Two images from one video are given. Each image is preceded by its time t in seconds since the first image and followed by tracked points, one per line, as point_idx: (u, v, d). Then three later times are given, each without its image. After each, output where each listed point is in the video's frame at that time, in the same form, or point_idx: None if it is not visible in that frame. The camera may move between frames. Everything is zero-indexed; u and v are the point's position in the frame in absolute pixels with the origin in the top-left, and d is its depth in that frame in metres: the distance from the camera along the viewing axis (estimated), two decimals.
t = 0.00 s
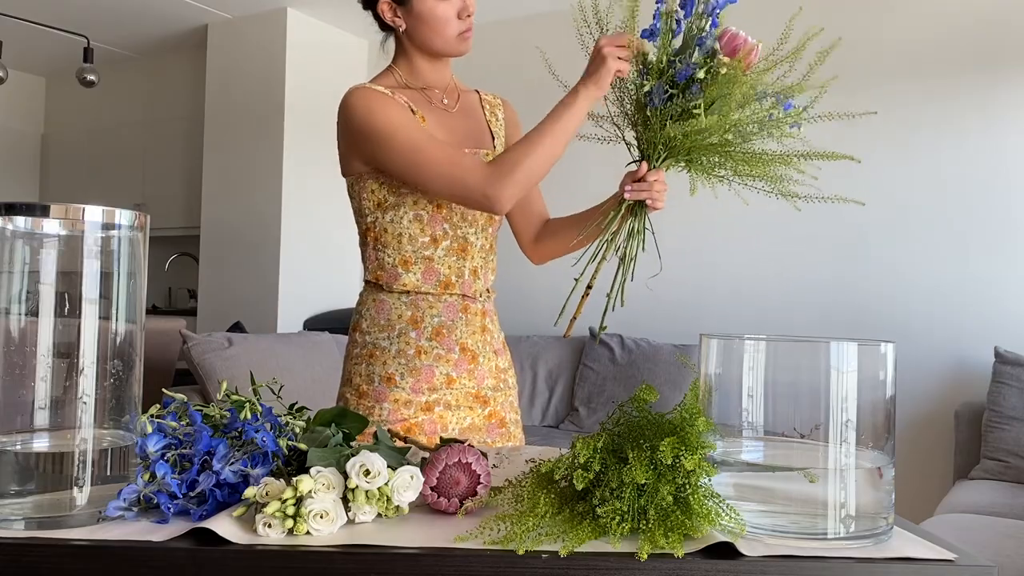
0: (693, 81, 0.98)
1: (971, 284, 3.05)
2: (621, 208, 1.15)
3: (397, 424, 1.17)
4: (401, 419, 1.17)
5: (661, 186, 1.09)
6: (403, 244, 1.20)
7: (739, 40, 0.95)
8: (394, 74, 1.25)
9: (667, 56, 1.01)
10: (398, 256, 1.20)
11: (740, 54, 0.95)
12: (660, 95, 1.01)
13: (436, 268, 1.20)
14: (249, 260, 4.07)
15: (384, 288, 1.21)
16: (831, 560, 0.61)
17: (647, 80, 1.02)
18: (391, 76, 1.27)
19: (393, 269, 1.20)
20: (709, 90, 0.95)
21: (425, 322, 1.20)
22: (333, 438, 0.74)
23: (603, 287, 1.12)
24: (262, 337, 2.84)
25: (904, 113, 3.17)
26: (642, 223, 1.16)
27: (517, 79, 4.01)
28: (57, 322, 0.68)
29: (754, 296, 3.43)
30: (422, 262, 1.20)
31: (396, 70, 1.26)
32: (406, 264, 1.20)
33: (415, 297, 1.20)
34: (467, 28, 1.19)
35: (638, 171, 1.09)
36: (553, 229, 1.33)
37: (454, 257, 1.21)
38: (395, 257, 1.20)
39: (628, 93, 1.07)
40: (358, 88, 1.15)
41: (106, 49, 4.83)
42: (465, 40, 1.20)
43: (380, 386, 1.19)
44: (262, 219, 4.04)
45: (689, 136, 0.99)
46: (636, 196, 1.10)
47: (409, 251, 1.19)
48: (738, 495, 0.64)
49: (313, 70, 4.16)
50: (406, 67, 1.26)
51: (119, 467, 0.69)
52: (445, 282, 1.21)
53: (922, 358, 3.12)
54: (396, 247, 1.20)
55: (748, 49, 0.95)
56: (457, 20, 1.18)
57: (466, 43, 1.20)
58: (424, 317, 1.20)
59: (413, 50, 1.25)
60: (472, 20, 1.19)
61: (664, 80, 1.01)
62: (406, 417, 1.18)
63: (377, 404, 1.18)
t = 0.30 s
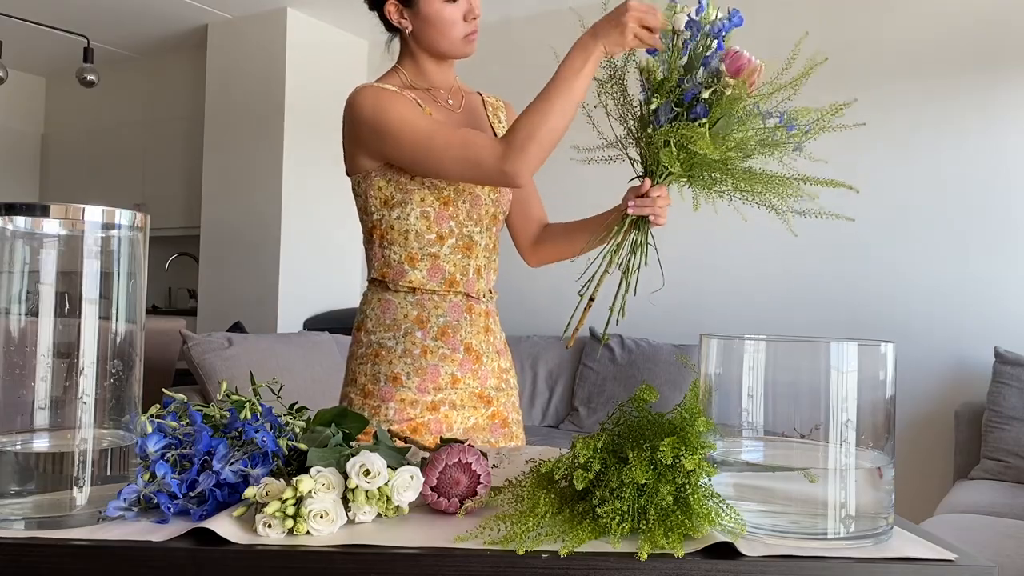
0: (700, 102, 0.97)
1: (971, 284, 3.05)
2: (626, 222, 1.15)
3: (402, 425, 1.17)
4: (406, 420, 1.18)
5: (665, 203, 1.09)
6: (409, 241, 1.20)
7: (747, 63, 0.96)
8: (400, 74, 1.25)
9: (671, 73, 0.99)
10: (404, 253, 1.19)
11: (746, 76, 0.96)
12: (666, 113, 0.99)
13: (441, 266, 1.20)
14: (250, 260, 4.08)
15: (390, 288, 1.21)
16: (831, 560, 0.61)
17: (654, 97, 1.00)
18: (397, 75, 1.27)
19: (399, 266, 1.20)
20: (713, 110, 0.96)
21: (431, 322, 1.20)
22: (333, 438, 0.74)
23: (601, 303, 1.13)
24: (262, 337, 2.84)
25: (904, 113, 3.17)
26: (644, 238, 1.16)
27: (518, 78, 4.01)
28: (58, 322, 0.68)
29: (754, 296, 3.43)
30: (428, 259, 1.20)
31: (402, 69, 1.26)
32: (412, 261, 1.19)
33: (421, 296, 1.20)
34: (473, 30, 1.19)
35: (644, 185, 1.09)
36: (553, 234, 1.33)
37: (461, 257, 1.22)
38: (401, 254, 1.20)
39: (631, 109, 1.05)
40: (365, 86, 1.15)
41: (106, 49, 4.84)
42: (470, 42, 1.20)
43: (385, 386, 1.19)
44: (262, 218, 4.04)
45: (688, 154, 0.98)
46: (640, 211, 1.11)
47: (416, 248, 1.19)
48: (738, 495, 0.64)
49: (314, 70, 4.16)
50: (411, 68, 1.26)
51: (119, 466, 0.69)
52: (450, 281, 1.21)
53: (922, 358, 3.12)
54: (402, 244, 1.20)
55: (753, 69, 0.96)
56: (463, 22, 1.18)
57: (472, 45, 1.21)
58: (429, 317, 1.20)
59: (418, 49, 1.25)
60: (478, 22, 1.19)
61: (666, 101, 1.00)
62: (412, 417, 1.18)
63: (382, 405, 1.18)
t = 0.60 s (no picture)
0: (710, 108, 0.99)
1: (972, 284, 3.05)
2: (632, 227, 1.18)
3: (402, 424, 1.17)
4: (406, 419, 1.18)
5: (671, 205, 1.14)
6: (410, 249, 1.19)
7: (754, 69, 0.99)
8: (400, 75, 1.25)
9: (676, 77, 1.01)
10: (405, 260, 1.19)
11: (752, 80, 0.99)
12: (674, 119, 1.02)
13: (443, 271, 1.20)
14: (250, 260, 4.07)
15: (390, 290, 1.21)
16: (831, 559, 0.61)
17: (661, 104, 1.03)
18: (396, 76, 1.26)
19: (400, 273, 1.19)
20: (724, 116, 0.98)
21: (431, 322, 1.20)
22: (333, 438, 0.74)
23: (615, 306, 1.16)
24: (262, 337, 2.84)
25: (904, 113, 3.17)
26: (652, 240, 1.19)
27: (517, 78, 4.01)
28: (58, 322, 0.68)
29: (755, 296, 3.43)
30: (430, 265, 1.20)
31: (401, 70, 1.26)
32: (413, 268, 1.19)
33: (421, 297, 1.20)
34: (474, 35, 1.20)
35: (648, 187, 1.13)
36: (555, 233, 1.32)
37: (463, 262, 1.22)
38: (402, 261, 1.19)
39: (635, 112, 1.08)
40: (365, 90, 1.15)
41: (106, 49, 4.84)
42: (471, 46, 1.20)
43: (385, 386, 1.19)
44: (262, 218, 4.04)
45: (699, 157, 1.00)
46: (647, 216, 1.14)
47: (417, 256, 1.19)
48: (739, 495, 0.64)
49: (314, 70, 4.16)
50: (410, 69, 1.26)
51: (119, 467, 0.69)
52: (453, 285, 1.21)
53: (922, 358, 3.12)
54: (402, 252, 1.19)
55: (760, 73, 1.00)
56: (465, 26, 1.18)
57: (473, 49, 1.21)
58: (430, 317, 1.20)
59: (419, 51, 1.25)
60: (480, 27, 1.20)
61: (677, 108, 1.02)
62: (412, 417, 1.18)
63: (382, 404, 1.18)
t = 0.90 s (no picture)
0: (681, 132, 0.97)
1: (971, 285, 3.05)
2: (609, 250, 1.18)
3: (399, 423, 1.17)
4: (403, 418, 1.17)
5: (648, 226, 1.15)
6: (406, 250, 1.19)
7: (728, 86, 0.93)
8: (394, 75, 1.25)
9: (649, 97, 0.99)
10: (401, 261, 1.19)
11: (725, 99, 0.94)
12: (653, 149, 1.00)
13: (440, 272, 1.20)
14: (250, 260, 4.07)
15: (388, 290, 1.21)
16: (832, 560, 0.61)
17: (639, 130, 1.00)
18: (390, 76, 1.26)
19: (397, 274, 1.19)
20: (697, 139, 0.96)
21: (428, 322, 1.20)
22: (333, 437, 0.74)
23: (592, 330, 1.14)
24: (262, 337, 2.84)
25: (903, 113, 3.17)
26: (631, 263, 1.18)
27: (517, 78, 4.01)
28: (58, 322, 0.68)
29: (755, 296, 3.43)
30: (426, 265, 1.19)
31: (396, 70, 1.26)
32: (410, 269, 1.19)
33: (418, 297, 1.20)
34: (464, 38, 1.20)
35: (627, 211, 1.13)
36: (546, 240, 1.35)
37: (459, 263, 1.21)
38: (399, 262, 1.19)
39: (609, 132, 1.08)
40: (361, 90, 1.15)
41: (106, 49, 4.84)
42: (461, 49, 1.21)
43: (382, 385, 1.19)
44: (262, 218, 4.04)
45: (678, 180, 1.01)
46: (625, 238, 1.15)
47: (413, 257, 1.19)
48: (738, 495, 0.64)
49: (314, 70, 4.16)
50: (404, 71, 1.26)
51: (119, 467, 0.69)
52: (449, 285, 1.21)
53: (922, 358, 3.12)
54: (398, 252, 1.19)
55: (735, 91, 0.94)
56: (456, 29, 1.18)
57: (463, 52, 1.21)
58: (427, 317, 1.20)
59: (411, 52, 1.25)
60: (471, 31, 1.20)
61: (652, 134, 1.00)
62: (408, 416, 1.18)
63: (379, 404, 1.18)
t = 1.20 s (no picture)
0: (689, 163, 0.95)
1: (971, 285, 3.05)
2: (603, 273, 1.18)
3: (393, 423, 1.17)
4: (396, 417, 1.18)
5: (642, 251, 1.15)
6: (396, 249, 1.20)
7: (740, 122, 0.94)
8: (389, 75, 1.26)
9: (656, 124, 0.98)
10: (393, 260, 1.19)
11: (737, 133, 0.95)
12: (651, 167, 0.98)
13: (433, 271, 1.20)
14: (250, 259, 4.07)
15: (382, 289, 1.21)
16: (831, 559, 0.61)
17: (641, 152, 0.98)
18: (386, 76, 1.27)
19: (390, 274, 1.20)
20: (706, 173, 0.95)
21: (422, 321, 1.20)
22: (333, 437, 0.74)
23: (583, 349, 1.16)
24: (262, 337, 2.84)
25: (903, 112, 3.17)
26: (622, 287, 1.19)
27: (517, 79, 4.01)
28: (58, 322, 0.68)
29: (755, 296, 3.43)
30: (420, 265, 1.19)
31: (392, 71, 1.26)
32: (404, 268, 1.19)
33: (412, 296, 1.20)
34: (456, 41, 1.19)
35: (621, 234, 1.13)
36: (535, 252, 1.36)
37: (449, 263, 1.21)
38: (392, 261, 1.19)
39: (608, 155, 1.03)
40: (354, 90, 1.17)
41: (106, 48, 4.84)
42: (453, 51, 1.20)
43: (376, 384, 1.19)
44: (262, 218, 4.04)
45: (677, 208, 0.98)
46: (618, 262, 1.16)
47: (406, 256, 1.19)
48: (738, 495, 0.64)
49: (314, 70, 4.16)
50: (400, 71, 1.26)
51: (119, 466, 0.69)
52: (443, 285, 1.21)
53: (921, 358, 3.12)
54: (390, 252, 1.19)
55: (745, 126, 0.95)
56: (447, 31, 1.18)
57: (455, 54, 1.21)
58: (421, 316, 1.20)
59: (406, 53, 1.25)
60: (464, 34, 1.19)
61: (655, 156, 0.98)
62: (402, 415, 1.18)
63: (373, 403, 1.18)
